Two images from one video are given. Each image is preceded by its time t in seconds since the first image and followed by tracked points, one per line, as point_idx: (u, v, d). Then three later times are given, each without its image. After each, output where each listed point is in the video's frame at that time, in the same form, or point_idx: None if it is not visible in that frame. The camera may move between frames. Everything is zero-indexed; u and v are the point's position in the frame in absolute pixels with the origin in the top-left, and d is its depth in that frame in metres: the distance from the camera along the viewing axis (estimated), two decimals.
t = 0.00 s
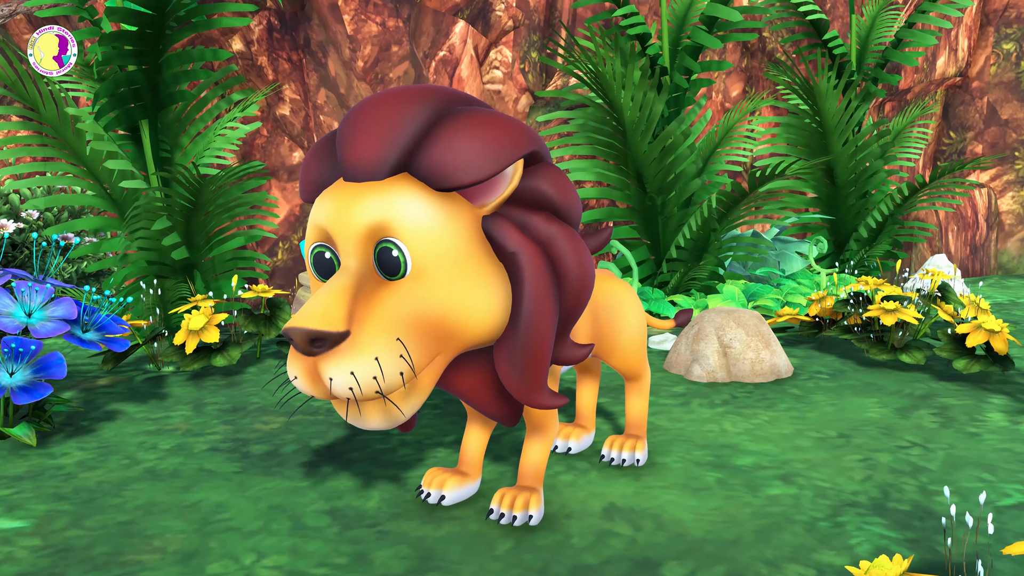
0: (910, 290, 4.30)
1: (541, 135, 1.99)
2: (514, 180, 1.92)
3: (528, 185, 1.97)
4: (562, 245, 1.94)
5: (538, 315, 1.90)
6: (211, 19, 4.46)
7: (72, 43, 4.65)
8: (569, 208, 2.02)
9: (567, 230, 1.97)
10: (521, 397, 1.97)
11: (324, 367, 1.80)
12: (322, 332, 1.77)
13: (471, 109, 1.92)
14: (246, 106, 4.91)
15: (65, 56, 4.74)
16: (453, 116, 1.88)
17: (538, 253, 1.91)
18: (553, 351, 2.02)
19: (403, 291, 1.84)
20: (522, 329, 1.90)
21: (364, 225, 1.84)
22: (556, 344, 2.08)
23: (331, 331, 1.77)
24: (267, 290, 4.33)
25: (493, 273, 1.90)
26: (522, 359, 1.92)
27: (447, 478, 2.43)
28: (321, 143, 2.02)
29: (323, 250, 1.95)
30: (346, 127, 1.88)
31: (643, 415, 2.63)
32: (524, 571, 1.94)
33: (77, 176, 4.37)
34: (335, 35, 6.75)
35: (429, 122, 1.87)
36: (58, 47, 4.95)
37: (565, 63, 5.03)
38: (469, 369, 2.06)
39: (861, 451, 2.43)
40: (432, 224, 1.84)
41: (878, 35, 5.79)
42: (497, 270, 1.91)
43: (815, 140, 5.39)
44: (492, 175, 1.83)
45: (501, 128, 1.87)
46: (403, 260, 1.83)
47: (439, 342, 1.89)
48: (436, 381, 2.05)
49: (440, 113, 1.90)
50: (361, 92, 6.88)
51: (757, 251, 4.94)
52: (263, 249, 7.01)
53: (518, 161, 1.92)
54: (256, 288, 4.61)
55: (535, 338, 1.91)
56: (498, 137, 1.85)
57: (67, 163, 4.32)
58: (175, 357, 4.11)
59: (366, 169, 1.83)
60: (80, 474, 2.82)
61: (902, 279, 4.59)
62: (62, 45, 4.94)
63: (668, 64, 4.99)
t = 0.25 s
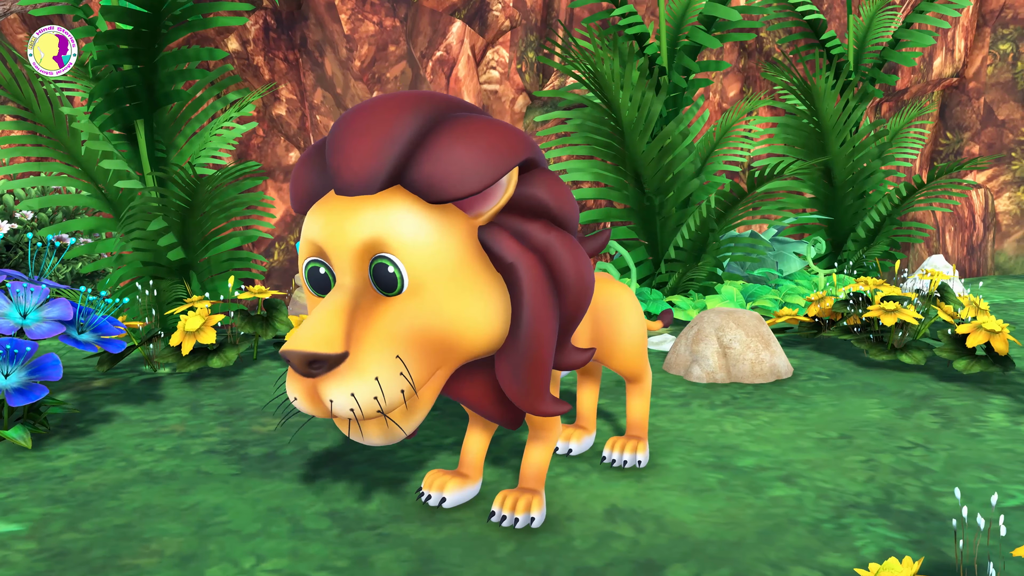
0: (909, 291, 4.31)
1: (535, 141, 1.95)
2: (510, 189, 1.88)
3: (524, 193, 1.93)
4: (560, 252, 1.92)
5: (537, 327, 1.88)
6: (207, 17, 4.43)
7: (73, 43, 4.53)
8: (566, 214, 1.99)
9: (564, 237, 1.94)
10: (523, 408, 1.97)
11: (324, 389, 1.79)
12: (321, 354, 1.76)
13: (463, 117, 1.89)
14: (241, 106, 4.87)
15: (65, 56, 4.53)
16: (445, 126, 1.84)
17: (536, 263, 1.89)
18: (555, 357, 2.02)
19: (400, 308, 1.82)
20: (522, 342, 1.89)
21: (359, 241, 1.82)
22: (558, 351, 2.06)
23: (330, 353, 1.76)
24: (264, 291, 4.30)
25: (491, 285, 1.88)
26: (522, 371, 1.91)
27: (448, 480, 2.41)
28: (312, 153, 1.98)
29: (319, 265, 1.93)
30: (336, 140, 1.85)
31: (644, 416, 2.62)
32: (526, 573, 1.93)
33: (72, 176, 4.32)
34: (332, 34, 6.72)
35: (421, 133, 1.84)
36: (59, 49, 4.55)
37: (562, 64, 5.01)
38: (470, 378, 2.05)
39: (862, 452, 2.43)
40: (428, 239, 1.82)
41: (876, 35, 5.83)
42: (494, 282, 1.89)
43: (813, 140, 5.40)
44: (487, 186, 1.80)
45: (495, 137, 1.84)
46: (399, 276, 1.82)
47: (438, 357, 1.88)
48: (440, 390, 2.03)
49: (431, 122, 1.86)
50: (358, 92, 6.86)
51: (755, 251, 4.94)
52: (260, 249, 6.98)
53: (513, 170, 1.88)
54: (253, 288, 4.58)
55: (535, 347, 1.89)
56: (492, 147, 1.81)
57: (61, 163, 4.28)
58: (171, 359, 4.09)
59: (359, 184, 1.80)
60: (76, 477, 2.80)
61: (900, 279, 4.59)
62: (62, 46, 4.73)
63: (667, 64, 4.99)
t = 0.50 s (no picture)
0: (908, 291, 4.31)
1: (532, 144, 1.93)
2: (507, 195, 1.88)
3: (521, 198, 1.92)
4: (558, 256, 1.90)
5: (537, 334, 1.86)
6: (204, 16, 4.38)
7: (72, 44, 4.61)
8: (564, 217, 1.98)
9: (563, 240, 1.93)
10: (523, 414, 1.95)
11: (321, 403, 1.75)
12: (318, 368, 1.72)
13: (458, 119, 1.85)
14: (237, 105, 4.84)
15: (65, 56, 4.65)
16: (441, 129, 1.81)
17: (535, 267, 1.87)
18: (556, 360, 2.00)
19: (398, 317, 1.78)
20: (522, 349, 1.86)
21: (354, 250, 1.78)
22: (558, 355, 2.05)
23: (327, 367, 1.71)
24: (261, 292, 4.27)
25: (489, 292, 1.86)
26: (522, 377, 1.89)
27: (449, 482, 2.39)
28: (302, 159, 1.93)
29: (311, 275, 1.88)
30: (328, 146, 1.80)
31: (645, 417, 2.61)
32: None
33: (67, 175, 4.27)
34: (329, 34, 6.71)
35: (416, 137, 1.80)
36: (56, 46, 4.94)
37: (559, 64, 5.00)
38: (471, 384, 2.03)
39: (865, 453, 2.42)
40: (425, 246, 1.79)
41: (873, 35, 5.86)
42: (493, 289, 1.87)
43: (811, 141, 5.44)
44: (485, 190, 1.77)
45: (492, 141, 1.80)
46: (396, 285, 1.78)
47: (436, 366, 1.85)
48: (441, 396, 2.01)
49: (426, 125, 1.82)
50: (355, 92, 6.84)
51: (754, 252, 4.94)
52: (256, 250, 6.95)
53: (509, 174, 1.87)
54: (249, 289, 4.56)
55: (536, 352, 1.87)
56: (488, 151, 1.78)
57: (55, 163, 4.23)
58: (167, 360, 4.06)
59: (353, 190, 1.75)
60: (72, 480, 2.77)
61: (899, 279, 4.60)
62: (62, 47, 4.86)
63: (665, 63, 4.99)
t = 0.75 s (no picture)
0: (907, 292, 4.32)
1: (534, 139, 1.90)
2: (507, 190, 1.82)
3: (522, 194, 1.87)
4: (559, 255, 1.86)
5: (536, 333, 1.82)
6: (200, 15, 4.34)
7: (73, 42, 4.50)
8: (566, 215, 1.93)
9: (564, 239, 1.88)
10: (520, 413, 1.92)
11: (312, 395, 1.74)
12: (309, 359, 1.71)
13: (460, 113, 1.83)
14: (234, 105, 4.82)
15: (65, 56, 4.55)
16: (442, 123, 1.79)
17: (534, 265, 1.83)
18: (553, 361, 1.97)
19: (393, 312, 1.77)
20: (519, 348, 1.83)
21: (351, 243, 1.77)
22: (558, 355, 2.02)
23: (318, 358, 1.70)
24: (258, 293, 4.23)
25: (487, 289, 1.82)
26: (520, 376, 1.85)
27: (450, 484, 2.37)
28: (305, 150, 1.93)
29: (310, 267, 1.87)
30: (329, 137, 1.79)
31: (646, 418, 2.60)
32: None
33: (61, 175, 4.25)
34: (326, 33, 6.68)
35: (417, 131, 1.78)
36: (58, 45, 4.74)
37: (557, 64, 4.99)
38: (468, 382, 2.01)
39: (868, 454, 2.41)
40: (422, 241, 1.76)
41: (871, 34, 5.88)
42: (491, 286, 1.83)
43: (808, 141, 5.44)
44: (485, 185, 1.73)
45: (493, 136, 1.78)
46: (392, 279, 1.76)
47: (431, 363, 1.83)
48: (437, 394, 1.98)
49: (427, 119, 1.80)
50: (352, 92, 6.81)
51: (752, 253, 4.94)
52: (252, 251, 6.91)
53: (511, 169, 1.82)
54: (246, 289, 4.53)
55: (534, 353, 1.83)
56: (489, 145, 1.76)
57: (50, 163, 4.21)
58: (163, 361, 4.04)
59: (351, 183, 1.74)
60: (68, 482, 2.74)
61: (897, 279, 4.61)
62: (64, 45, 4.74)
63: (663, 63, 4.99)
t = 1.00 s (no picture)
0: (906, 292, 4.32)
1: (542, 132, 1.88)
2: (512, 180, 1.81)
3: (526, 185, 1.85)
4: (560, 249, 1.83)
5: (533, 326, 1.79)
6: (197, 15, 4.30)
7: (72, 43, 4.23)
8: (569, 210, 1.91)
9: (566, 233, 1.86)
10: (513, 408, 1.87)
11: (301, 374, 1.69)
12: (300, 337, 1.66)
13: (470, 102, 1.81)
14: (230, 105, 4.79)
15: (64, 57, 4.32)
16: (450, 109, 1.77)
17: (534, 258, 1.80)
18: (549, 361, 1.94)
19: (389, 295, 1.73)
20: (516, 341, 1.79)
21: (351, 224, 1.74)
22: (554, 353, 1.99)
23: (309, 336, 1.66)
24: (255, 294, 4.21)
25: (486, 279, 1.79)
26: (515, 371, 1.82)
27: (451, 486, 2.36)
28: (313, 132, 1.91)
29: (308, 247, 1.84)
30: (336, 117, 1.77)
31: (646, 418, 2.58)
32: None
33: (56, 175, 4.20)
34: (322, 33, 6.65)
35: (425, 115, 1.76)
36: (58, 47, 4.38)
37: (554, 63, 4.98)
38: (457, 376, 1.95)
39: (871, 455, 2.41)
40: (423, 225, 1.73)
41: (868, 34, 5.91)
42: (490, 276, 1.80)
43: (806, 141, 5.44)
44: (489, 173, 1.72)
45: (501, 125, 1.76)
46: (389, 261, 1.73)
47: (426, 350, 1.79)
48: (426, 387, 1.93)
49: (437, 105, 1.78)
50: (349, 91, 6.79)
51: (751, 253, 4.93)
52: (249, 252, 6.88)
53: (517, 160, 1.81)
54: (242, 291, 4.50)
55: (530, 347, 1.79)
56: (497, 133, 1.74)
57: (44, 163, 4.15)
58: (159, 363, 4.00)
59: (356, 164, 1.72)
60: (64, 485, 2.71)
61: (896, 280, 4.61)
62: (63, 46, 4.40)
63: (661, 64, 5.00)
